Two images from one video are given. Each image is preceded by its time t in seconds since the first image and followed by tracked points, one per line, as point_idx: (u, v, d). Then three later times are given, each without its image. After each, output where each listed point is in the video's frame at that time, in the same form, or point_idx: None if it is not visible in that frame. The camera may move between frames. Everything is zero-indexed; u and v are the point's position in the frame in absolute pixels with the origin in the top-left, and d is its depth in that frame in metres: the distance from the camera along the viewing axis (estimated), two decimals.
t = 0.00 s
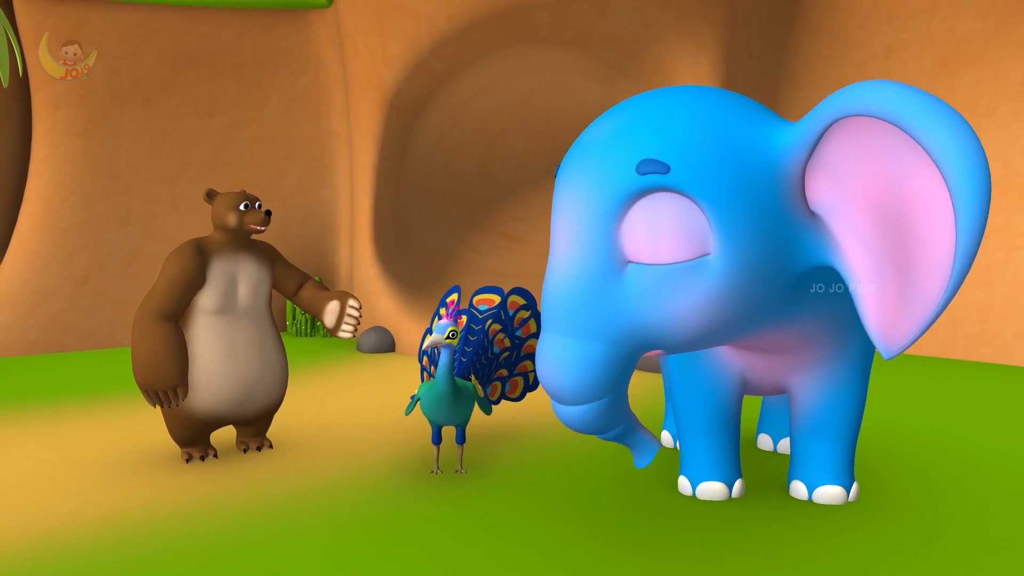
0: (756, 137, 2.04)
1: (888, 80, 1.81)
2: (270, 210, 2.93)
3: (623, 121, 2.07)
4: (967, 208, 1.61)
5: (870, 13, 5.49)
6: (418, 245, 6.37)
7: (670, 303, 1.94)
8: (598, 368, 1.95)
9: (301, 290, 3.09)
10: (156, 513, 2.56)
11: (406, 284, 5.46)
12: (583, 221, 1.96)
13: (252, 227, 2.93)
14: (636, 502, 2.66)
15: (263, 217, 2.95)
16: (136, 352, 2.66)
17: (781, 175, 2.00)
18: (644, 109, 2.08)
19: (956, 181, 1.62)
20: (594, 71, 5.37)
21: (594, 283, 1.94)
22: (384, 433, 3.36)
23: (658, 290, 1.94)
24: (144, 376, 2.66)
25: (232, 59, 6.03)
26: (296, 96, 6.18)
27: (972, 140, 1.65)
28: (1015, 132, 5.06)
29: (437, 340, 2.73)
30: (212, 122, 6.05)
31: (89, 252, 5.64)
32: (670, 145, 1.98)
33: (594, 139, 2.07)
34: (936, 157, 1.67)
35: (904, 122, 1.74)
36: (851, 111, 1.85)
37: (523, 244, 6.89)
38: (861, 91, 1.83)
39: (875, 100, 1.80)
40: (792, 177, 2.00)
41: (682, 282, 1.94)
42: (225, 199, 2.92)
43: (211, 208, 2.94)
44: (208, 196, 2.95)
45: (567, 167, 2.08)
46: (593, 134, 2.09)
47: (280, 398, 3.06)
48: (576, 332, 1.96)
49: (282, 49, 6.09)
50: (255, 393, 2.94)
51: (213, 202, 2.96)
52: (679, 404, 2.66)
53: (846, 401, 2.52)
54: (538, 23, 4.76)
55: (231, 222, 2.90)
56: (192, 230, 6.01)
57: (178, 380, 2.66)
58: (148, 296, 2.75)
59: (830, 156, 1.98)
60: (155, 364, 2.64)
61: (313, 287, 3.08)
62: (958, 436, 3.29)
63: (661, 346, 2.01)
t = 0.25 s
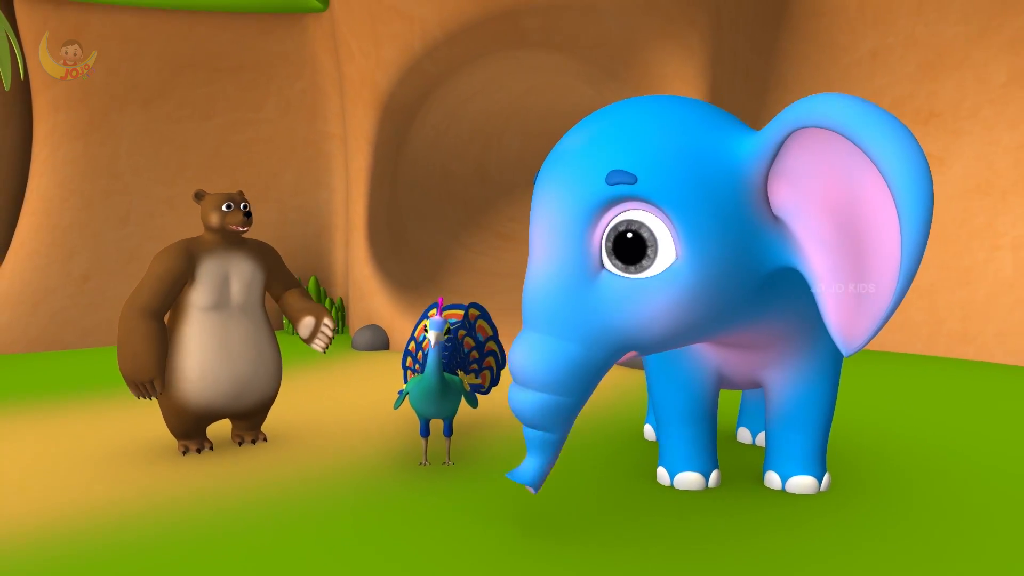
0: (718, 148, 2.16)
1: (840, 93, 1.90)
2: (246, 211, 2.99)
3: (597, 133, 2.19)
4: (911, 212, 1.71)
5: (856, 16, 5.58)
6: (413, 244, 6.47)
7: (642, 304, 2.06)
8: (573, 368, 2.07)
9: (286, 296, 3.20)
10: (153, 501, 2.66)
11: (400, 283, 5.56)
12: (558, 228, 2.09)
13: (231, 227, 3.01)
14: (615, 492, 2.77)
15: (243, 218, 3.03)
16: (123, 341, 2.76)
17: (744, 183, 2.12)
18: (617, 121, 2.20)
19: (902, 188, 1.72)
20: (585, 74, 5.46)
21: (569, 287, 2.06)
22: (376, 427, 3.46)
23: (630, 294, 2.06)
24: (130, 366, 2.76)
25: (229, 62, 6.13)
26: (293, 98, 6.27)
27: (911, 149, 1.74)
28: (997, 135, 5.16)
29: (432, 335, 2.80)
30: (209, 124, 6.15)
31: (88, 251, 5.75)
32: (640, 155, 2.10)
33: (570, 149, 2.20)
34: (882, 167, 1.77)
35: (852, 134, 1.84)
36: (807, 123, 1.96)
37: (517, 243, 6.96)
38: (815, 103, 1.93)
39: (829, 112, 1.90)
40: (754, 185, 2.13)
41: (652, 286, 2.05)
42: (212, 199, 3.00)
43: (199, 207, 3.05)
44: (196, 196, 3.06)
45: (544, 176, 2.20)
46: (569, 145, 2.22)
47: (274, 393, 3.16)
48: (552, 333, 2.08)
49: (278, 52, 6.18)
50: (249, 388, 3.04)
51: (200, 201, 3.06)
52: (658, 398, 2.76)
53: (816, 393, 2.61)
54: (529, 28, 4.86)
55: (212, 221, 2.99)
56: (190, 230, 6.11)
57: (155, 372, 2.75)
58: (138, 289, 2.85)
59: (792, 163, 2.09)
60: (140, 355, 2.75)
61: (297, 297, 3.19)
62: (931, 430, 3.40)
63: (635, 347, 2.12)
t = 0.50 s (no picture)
0: (686, 158, 2.27)
1: (799, 107, 2.03)
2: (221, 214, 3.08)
3: (571, 145, 2.30)
4: (865, 218, 1.84)
5: (842, 20, 5.69)
6: (408, 244, 6.58)
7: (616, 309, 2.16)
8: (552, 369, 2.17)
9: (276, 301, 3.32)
10: (151, 491, 2.77)
11: (394, 282, 5.67)
12: (536, 237, 2.20)
13: (211, 228, 3.12)
14: (597, 482, 2.87)
15: (222, 219, 3.12)
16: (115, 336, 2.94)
17: (711, 189, 2.23)
18: (591, 133, 2.32)
19: (857, 194, 1.85)
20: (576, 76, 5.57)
21: (547, 292, 2.17)
22: (368, 421, 3.56)
23: (605, 298, 2.16)
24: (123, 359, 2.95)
25: (227, 65, 6.23)
26: (289, 100, 6.38)
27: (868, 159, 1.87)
28: (979, 136, 5.26)
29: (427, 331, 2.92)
30: (207, 126, 6.25)
31: (88, 251, 5.85)
32: (613, 167, 2.21)
33: (548, 161, 2.30)
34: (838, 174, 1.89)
35: (811, 145, 1.96)
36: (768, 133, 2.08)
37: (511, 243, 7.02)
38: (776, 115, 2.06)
39: (790, 123, 2.02)
40: (722, 191, 2.24)
41: (625, 291, 2.16)
42: (198, 200, 3.11)
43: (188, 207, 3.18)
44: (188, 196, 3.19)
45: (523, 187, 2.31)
46: (547, 156, 2.32)
47: (268, 388, 3.26)
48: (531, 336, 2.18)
49: (276, 55, 6.28)
50: (243, 382, 3.14)
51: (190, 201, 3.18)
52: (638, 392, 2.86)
53: (790, 387, 2.71)
54: (520, 32, 4.96)
55: (195, 221, 3.12)
56: (188, 230, 6.21)
57: (135, 367, 2.95)
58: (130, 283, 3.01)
59: (755, 171, 2.21)
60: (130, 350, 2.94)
61: (285, 311, 3.32)
62: (906, 424, 3.50)
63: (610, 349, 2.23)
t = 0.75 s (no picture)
0: (659, 163, 2.37)
1: (765, 114, 2.12)
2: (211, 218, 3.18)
3: (550, 150, 2.39)
4: (828, 222, 1.94)
5: (828, 24, 5.79)
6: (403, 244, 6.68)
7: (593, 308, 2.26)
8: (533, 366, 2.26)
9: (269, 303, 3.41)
10: (148, 482, 2.87)
11: (389, 281, 5.77)
12: (517, 239, 2.29)
13: (202, 230, 3.22)
14: (579, 473, 2.97)
15: (212, 221, 3.21)
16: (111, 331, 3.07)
17: (683, 193, 2.34)
18: (569, 139, 2.41)
19: (819, 199, 1.95)
20: (568, 78, 5.66)
21: (528, 292, 2.25)
22: (360, 415, 3.66)
23: (583, 298, 2.25)
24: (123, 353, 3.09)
25: (224, 67, 6.33)
26: (286, 102, 6.47)
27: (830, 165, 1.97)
28: (963, 138, 5.35)
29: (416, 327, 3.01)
30: (205, 127, 6.35)
31: (88, 250, 5.95)
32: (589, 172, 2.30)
33: (527, 166, 2.39)
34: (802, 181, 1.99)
35: (777, 151, 2.06)
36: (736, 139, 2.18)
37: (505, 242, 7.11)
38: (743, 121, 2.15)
39: (756, 131, 2.12)
40: (693, 195, 2.34)
41: (602, 291, 2.25)
42: (192, 201, 3.22)
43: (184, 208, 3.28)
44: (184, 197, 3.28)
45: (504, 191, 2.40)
46: (527, 161, 2.41)
47: (263, 383, 3.36)
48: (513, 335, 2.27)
49: (272, 57, 6.38)
50: (237, 378, 3.24)
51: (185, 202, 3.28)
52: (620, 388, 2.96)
53: (764, 381, 2.81)
54: (511, 35, 5.06)
55: (188, 223, 3.22)
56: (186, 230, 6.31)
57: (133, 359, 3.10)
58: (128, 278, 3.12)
59: (725, 174, 2.30)
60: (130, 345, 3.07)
61: (279, 316, 3.43)
62: (884, 418, 3.60)
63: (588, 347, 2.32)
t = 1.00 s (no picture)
0: (641, 157, 2.47)
1: (756, 113, 2.20)
2: (209, 222, 3.28)
3: (536, 143, 2.50)
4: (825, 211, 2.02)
5: (816, 27, 5.89)
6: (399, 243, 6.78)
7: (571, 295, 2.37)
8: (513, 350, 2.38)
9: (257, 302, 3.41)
10: (146, 473, 2.96)
11: (384, 280, 5.86)
12: (500, 228, 2.40)
13: (199, 232, 3.32)
14: (563, 465, 3.07)
15: (208, 225, 3.30)
16: (119, 325, 3.12)
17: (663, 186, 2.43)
18: (555, 132, 2.51)
19: (817, 191, 2.03)
20: (559, 80, 5.75)
21: (509, 278, 2.37)
22: (353, 410, 3.76)
23: (562, 285, 2.36)
24: (139, 342, 3.13)
25: (222, 70, 6.43)
26: (283, 104, 6.57)
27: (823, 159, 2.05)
28: (948, 139, 5.45)
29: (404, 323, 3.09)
30: (203, 129, 6.45)
31: (88, 250, 6.06)
32: (571, 165, 2.41)
33: (514, 157, 2.50)
34: (801, 174, 2.06)
35: (771, 145, 2.14)
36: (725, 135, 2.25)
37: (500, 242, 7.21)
38: (734, 118, 2.22)
39: (749, 127, 2.19)
40: (672, 190, 2.42)
41: (580, 279, 2.37)
42: (190, 203, 3.31)
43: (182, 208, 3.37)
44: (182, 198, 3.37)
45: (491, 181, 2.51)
46: (515, 152, 2.52)
47: (258, 378, 3.46)
48: (494, 318, 2.39)
49: (269, 60, 6.47)
50: (232, 374, 3.34)
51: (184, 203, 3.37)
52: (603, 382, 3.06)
53: (741, 376, 2.91)
54: (502, 39, 5.16)
55: (186, 224, 3.32)
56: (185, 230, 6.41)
57: (145, 338, 3.12)
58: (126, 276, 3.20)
59: (704, 170, 2.38)
60: (146, 328, 3.12)
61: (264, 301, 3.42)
62: (863, 412, 3.70)
63: (567, 333, 2.43)
